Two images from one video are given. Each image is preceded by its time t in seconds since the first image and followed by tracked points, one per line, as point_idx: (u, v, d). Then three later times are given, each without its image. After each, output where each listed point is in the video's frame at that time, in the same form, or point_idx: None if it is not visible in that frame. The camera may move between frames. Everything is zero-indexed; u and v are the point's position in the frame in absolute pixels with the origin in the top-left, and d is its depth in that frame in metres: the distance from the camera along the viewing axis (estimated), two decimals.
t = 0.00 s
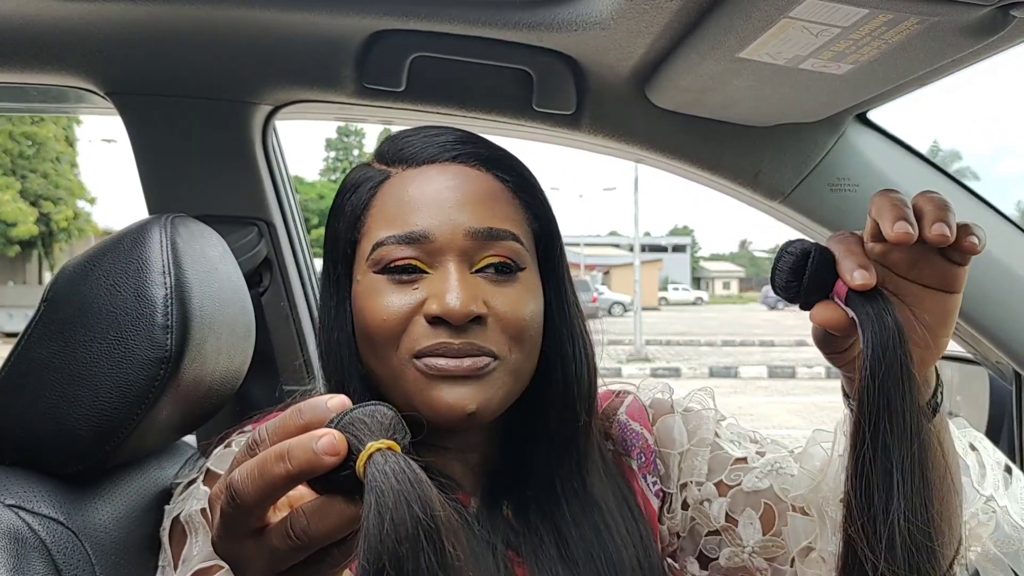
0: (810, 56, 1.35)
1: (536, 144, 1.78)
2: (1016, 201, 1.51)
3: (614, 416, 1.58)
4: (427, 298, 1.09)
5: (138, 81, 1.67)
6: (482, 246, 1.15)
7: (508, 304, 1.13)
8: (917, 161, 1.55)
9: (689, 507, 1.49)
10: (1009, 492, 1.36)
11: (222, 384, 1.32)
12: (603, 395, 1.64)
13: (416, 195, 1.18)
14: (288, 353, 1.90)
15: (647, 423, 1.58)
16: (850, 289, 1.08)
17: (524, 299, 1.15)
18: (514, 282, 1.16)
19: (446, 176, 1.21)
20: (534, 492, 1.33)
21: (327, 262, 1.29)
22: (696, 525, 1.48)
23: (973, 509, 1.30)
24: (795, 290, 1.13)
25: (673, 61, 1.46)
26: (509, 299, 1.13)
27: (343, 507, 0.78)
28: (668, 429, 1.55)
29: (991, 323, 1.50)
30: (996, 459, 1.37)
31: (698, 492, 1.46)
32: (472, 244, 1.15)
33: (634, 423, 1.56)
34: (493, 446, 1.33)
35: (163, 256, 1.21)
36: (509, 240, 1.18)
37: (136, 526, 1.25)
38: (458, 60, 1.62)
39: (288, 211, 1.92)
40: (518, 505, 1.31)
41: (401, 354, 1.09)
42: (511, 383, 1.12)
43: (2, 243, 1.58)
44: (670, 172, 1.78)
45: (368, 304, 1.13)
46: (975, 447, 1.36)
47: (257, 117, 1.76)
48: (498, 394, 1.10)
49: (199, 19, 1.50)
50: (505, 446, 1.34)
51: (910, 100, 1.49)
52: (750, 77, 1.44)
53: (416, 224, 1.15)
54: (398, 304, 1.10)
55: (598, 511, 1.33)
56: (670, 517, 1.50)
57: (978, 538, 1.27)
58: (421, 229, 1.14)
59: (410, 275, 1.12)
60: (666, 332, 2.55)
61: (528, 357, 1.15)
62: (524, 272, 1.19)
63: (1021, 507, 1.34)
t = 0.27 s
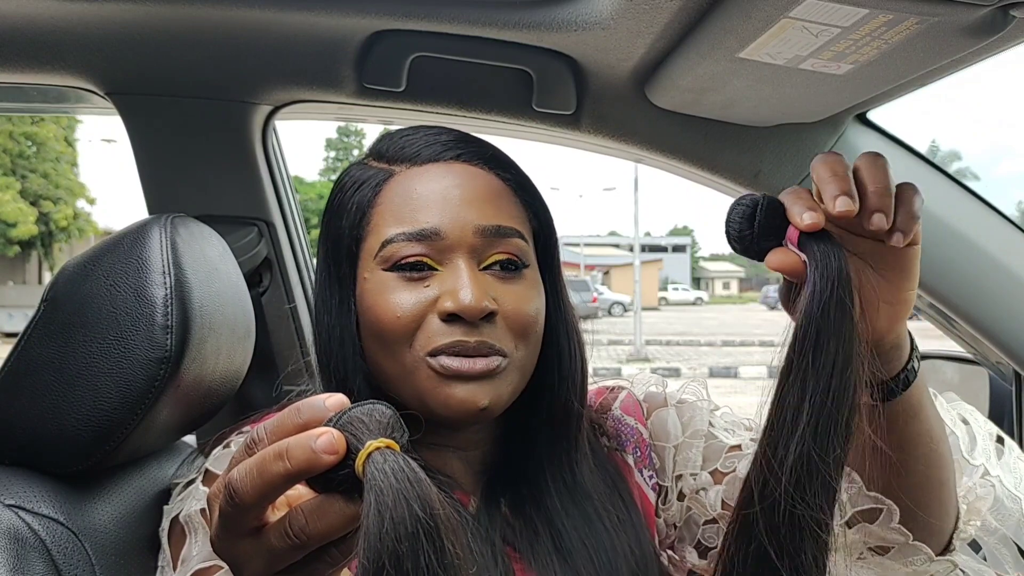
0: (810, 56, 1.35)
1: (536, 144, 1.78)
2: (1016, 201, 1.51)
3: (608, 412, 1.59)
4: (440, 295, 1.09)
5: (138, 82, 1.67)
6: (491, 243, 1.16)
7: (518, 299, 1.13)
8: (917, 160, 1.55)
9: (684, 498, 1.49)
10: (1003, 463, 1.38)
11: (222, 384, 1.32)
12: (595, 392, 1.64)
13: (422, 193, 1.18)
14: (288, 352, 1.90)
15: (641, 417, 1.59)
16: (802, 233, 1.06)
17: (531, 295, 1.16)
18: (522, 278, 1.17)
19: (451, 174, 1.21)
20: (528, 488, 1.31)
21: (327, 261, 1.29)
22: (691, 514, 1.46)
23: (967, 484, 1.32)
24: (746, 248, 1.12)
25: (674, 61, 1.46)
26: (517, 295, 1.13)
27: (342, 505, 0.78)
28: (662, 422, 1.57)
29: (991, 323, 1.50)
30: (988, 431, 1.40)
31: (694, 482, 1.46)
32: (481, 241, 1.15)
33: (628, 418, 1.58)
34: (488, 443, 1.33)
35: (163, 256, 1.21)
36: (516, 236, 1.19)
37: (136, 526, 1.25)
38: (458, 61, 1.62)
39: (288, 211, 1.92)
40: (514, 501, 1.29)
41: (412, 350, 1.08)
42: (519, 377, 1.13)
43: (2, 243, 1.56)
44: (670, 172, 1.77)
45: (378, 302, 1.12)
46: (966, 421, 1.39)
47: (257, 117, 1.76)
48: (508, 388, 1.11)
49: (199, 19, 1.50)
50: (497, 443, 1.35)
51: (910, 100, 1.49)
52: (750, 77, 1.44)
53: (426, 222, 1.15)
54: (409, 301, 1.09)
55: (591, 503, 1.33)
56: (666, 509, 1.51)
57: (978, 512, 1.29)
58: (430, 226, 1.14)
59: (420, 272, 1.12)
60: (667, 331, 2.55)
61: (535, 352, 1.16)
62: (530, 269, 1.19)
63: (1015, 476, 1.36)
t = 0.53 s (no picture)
0: (810, 57, 1.35)
1: (536, 145, 1.78)
2: (1017, 201, 1.50)
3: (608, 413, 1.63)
4: (427, 294, 1.09)
5: (138, 82, 1.67)
6: (481, 243, 1.16)
7: (507, 300, 1.13)
8: (918, 160, 1.55)
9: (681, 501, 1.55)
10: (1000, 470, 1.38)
11: (222, 384, 1.32)
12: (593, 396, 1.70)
13: (416, 192, 1.18)
14: (288, 353, 1.90)
15: (639, 419, 1.66)
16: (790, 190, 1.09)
17: (524, 295, 1.16)
18: (513, 279, 1.16)
19: (445, 173, 1.21)
20: (528, 489, 1.32)
21: (328, 261, 1.29)
22: (688, 518, 1.53)
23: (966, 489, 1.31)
24: (738, 218, 1.13)
25: (674, 61, 1.46)
26: (509, 295, 1.13)
27: (346, 504, 0.78)
28: (660, 425, 1.64)
29: (991, 323, 1.50)
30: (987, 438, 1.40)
31: (691, 486, 1.53)
32: (471, 240, 1.15)
33: (625, 420, 1.66)
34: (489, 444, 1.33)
35: (163, 256, 1.21)
36: (508, 237, 1.19)
37: (136, 526, 1.25)
38: (459, 61, 1.62)
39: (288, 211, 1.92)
40: (514, 502, 1.30)
41: (401, 350, 1.09)
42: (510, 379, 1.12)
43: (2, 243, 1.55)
44: (670, 172, 1.78)
45: (369, 301, 1.12)
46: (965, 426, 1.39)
47: (257, 118, 1.76)
48: (496, 393, 1.10)
49: (199, 19, 1.50)
50: (500, 445, 1.36)
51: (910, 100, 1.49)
52: (750, 77, 1.44)
53: (416, 222, 1.15)
54: (397, 300, 1.10)
55: (591, 506, 1.33)
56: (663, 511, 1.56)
57: (975, 520, 1.28)
58: (421, 225, 1.14)
59: (409, 272, 1.12)
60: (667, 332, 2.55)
61: (527, 352, 1.15)
62: (524, 269, 1.19)
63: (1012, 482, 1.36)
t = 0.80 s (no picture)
0: (809, 57, 1.35)
1: (536, 145, 1.78)
2: (1016, 201, 1.50)
3: (619, 420, 1.57)
4: (416, 301, 1.09)
5: (137, 82, 1.67)
6: (473, 248, 1.15)
7: (500, 306, 1.12)
8: (917, 160, 1.55)
9: (695, 513, 1.48)
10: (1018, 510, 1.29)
11: (222, 384, 1.32)
12: (608, 399, 1.64)
13: (410, 197, 1.18)
14: (288, 353, 1.90)
15: (652, 427, 1.58)
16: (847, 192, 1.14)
17: (517, 302, 1.14)
18: (507, 284, 1.15)
19: (441, 178, 1.21)
20: (535, 494, 1.34)
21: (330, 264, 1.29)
22: (701, 530, 1.47)
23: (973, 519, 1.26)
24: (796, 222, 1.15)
25: (674, 61, 1.46)
26: (501, 302, 1.12)
27: (351, 509, 0.78)
28: (673, 435, 1.54)
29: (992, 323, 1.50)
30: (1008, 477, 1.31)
31: (705, 498, 1.45)
32: (462, 246, 1.14)
33: (639, 427, 1.56)
34: (496, 452, 1.32)
35: (163, 257, 1.21)
36: (502, 242, 1.18)
37: (136, 527, 1.25)
38: (459, 61, 1.62)
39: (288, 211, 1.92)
40: (519, 508, 1.32)
41: (392, 357, 1.09)
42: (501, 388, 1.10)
43: (2, 243, 1.57)
44: (671, 172, 1.78)
45: (362, 307, 1.13)
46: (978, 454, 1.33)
47: (257, 118, 1.76)
48: (488, 399, 1.08)
49: (199, 19, 1.50)
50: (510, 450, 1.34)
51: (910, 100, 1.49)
52: (750, 77, 1.44)
53: (408, 228, 1.15)
54: (388, 306, 1.10)
55: (601, 518, 1.34)
56: (675, 522, 1.49)
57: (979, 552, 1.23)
58: (412, 232, 1.15)
59: (400, 278, 1.13)
60: (666, 332, 2.55)
61: (522, 359, 1.13)
62: (518, 275, 1.18)
63: None
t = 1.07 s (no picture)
0: (809, 57, 1.35)
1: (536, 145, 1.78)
2: (1017, 201, 1.50)
3: (620, 421, 1.58)
4: (426, 312, 1.09)
5: (137, 81, 1.67)
6: (487, 261, 1.14)
7: (511, 322, 1.12)
8: (916, 160, 1.55)
9: (694, 516, 1.48)
10: None
11: (222, 384, 1.32)
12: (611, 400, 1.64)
13: (426, 204, 1.18)
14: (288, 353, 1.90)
15: (653, 429, 1.57)
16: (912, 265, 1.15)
17: (528, 317, 1.14)
18: (518, 299, 1.15)
19: (458, 186, 1.20)
20: (540, 499, 1.33)
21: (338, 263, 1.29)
22: (702, 532, 1.47)
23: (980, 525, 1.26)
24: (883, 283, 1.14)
25: (674, 61, 1.46)
26: (512, 317, 1.12)
27: (354, 516, 0.78)
28: (674, 437, 1.55)
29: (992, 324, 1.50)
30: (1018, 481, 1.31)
31: (705, 501, 1.45)
32: (476, 258, 1.14)
33: (640, 429, 1.56)
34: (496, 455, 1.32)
35: (163, 257, 1.21)
36: (517, 256, 1.17)
37: (136, 527, 1.25)
38: (459, 61, 1.62)
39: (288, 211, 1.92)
40: (523, 511, 1.31)
41: (399, 365, 1.09)
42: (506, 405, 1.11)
43: (2, 243, 1.57)
44: (670, 172, 1.78)
45: (372, 311, 1.13)
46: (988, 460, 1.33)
47: (257, 118, 1.76)
48: (493, 418, 1.09)
49: (199, 19, 1.50)
50: (514, 455, 1.34)
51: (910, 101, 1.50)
52: (750, 77, 1.44)
53: (423, 236, 1.15)
54: (399, 314, 1.10)
55: (604, 530, 1.33)
56: (675, 525, 1.49)
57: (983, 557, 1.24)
58: (426, 241, 1.14)
59: (412, 286, 1.13)
60: (666, 332, 2.55)
61: (530, 375, 1.14)
62: (531, 289, 1.17)
63: None
